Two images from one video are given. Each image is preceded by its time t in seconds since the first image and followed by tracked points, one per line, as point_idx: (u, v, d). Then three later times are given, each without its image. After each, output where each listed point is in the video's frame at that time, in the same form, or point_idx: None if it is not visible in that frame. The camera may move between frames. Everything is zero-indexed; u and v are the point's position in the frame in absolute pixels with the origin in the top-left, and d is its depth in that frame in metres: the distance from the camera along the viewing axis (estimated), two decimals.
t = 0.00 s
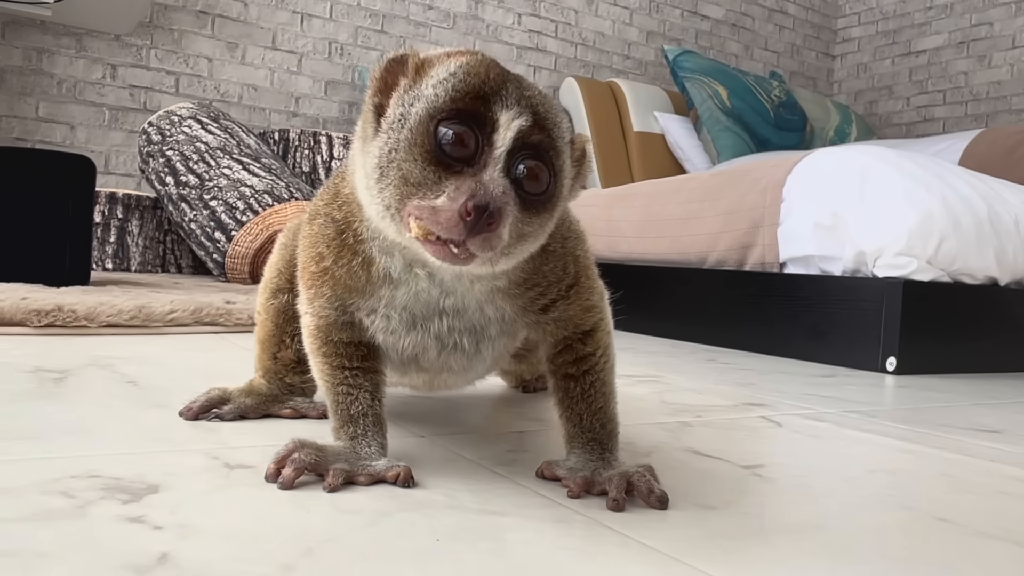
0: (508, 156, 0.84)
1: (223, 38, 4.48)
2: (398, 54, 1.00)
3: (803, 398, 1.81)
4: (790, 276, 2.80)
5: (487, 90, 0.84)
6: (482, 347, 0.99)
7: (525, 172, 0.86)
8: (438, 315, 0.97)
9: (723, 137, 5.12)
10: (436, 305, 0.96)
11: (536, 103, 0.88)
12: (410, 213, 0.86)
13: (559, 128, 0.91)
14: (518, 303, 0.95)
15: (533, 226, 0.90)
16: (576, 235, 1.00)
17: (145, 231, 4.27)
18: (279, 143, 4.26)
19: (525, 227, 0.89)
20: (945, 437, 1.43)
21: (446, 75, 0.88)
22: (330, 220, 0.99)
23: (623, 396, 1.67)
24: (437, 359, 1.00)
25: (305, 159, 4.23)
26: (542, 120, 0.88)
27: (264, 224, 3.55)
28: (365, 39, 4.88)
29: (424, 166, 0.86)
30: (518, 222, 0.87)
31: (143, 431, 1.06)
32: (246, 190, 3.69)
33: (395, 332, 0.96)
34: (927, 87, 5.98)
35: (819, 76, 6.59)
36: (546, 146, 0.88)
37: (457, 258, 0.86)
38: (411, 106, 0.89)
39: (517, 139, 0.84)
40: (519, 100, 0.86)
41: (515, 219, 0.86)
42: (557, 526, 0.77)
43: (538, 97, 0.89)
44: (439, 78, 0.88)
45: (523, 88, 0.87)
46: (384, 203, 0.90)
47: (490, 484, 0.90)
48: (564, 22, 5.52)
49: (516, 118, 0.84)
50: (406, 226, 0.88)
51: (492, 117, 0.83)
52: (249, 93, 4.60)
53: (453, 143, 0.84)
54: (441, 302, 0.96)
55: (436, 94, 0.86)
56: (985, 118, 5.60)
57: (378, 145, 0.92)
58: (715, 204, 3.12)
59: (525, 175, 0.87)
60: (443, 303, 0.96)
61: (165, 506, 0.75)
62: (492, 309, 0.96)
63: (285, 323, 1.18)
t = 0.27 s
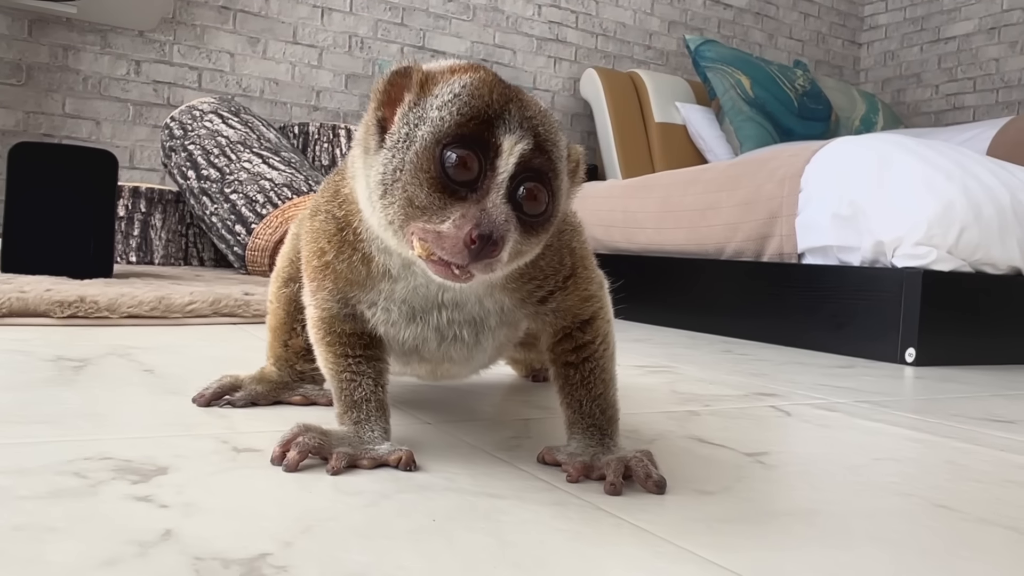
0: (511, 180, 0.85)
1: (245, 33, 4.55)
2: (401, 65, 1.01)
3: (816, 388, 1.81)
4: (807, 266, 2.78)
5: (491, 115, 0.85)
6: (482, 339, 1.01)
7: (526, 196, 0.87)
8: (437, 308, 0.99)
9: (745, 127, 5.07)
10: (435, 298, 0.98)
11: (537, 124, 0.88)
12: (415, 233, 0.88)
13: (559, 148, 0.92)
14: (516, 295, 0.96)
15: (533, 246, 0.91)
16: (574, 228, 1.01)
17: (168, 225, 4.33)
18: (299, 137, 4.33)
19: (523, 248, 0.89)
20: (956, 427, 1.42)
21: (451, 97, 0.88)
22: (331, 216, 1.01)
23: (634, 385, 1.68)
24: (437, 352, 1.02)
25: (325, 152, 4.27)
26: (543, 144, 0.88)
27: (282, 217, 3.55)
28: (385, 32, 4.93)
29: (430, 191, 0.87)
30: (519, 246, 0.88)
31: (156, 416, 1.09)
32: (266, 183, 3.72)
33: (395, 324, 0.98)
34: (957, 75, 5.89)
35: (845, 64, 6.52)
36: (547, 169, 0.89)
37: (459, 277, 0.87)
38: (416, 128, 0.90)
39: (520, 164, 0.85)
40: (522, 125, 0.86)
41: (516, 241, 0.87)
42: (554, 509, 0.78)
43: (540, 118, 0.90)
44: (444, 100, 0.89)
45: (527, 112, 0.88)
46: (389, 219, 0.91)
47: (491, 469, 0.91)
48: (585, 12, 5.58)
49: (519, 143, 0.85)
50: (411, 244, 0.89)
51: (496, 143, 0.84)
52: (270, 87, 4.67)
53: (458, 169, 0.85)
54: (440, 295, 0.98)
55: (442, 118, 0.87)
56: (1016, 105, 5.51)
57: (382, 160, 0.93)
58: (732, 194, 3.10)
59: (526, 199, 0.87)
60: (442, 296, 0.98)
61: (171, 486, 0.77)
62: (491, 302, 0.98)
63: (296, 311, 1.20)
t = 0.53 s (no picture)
0: (514, 185, 0.84)
1: (273, 29, 4.71)
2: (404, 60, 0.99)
3: (832, 376, 1.80)
4: (830, 255, 2.75)
5: (494, 120, 0.84)
6: (483, 325, 1.02)
7: (527, 201, 0.86)
8: (437, 295, 1.00)
9: (773, 116, 5.04)
10: (433, 286, 0.99)
11: (539, 127, 0.87)
12: (419, 237, 0.88)
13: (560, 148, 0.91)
14: (515, 284, 0.97)
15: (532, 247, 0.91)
16: (572, 214, 1.01)
17: (196, 218, 4.39)
18: (325, 131, 4.44)
19: (522, 251, 0.89)
20: (971, 414, 1.40)
21: (455, 100, 0.87)
22: (331, 206, 1.02)
23: (646, 372, 1.68)
24: (438, 339, 1.03)
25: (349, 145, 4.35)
26: (545, 148, 0.87)
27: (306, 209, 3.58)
28: (411, 26, 5.08)
29: (434, 195, 0.86)
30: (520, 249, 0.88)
31: (169, 401, 1.12)
32: (291, 177, 3.76)
33: (395, 311, 1.00)
34: (991, 60, 5.78)
35: (877, 51, 6.44)
36: (550, 174, 0.88)
37: (460, 280, 0.87)
38: (421, 130, 0.89)
39: (523, 169, 0.84)
40: (525, 128, 0.85)
41: (518, 245, 0.87)
42: (547, 490, 0.79)
43: (542, 121, 0.88)
44: (448, 102, 0.87)
45: (531, 115, 0.86)
46: (393, 220, 0.91)
47: (491, 451, 0.92)
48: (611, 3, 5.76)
49: (522, 147, 0.84)
50: (414, 246, 0.89)
51: (499, 148, 0.83)
52: (298, 82, 4.83)
53: (462, 174, 0.84)
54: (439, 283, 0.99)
55: (445, 121, 0.86)
56: None
57: (385, 160, 0.92)
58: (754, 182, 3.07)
59: (528, 203, 0.87)
60: (441, 285, 0.99)
61: (175, 465, 0.79)
62: (491, 290, 0.98)
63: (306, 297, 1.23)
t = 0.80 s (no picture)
0: (516, 179, 0.85)
1: (289, 27, 4.79)
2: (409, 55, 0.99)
3: (844, 364, 1.80)
4: (844, 245, 2.73)
5: (496, 116, 0.84)
6: (486, 309, 1.03)
7: (528, 196, 0.87)
8: (439, 280, 1.01)
9: (791, 109, 5.04)
10: (435, 272, 1.01)
11: (540, 122, 0.88)
12: (423, 231, 0.89)
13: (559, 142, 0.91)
14: (516, 270, 0.98)
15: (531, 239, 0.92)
16: (573, 200, 1.02)
17: (214, 215, 4.44)
18: (340, 126, 4.48)
19: (523, 242, 0.90)
20: (982, 400, 1.40)
21: (459, 94, 0.87)
22: (335, 193, 1.04)
23: (656, 361, 1.69)
24: (441, 324, 1.05)
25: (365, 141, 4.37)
26: (545, 142, 0.88)
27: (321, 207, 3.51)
28: (427, 22, 5.15)
29: (436, 189, 0.86)
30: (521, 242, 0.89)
31: (183, 385, 1.15)
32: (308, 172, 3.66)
33: (398, 296, 1.02)
34: (1015, 50, 5.70)
35: (898, 42, 6.39)
36: (550, 168, 0.88)
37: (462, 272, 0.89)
38: (425, 124, 0.89)
39: (524, 163, 0.85)
40: (526, 123, 0.86)
41: (518, 238, 0.88)
42: (547, 468, 0.80)
43: (543, 116, 0.89)
44: (452, 97, 0.87)
45: (531, 110, 0.87)
46: (397, 211, 0.92)
47: (495, 432, 0.94)
48: None
49: (522, 142, 0.85)
50: (417, 238, 0.90)
51: (501, 143, 0.84)
52: (315, 80, 4.91)
53: (465, 169, 0.84)
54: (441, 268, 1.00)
55: (449, 116, 0.86)
56: None
57: (389, 152, 0.93)
58: (768, 173, 3.05)
59: (528, 197, 0.87)
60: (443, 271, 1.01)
61: (185, 442, 0.82)
62: (493, 277, 0.99)
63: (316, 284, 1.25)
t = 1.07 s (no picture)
0: (514, 204, 0.85)
1: (309, 19, 4.88)
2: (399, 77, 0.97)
3: (848, 356, 1.79)
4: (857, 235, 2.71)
5: (493, 141, 0.84)
6: (473, 308, 1.04)
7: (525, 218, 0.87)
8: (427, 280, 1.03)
9: (813, 95, 4.95)
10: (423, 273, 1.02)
11: (533, 144, 0.89)
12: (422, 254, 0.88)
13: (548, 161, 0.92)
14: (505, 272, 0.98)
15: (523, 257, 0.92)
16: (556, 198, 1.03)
17: (233, 208, 4.49)
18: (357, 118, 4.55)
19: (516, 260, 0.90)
20: (981, 392, 1.39)
21: (456, 119, 0.86)
22: (321, 198, 1.05)
23: (658, 353, 1.70)
24: (431, 325, 1.07)
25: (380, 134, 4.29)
26: (538, 164, 0.88)
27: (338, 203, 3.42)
28: (444, 13, 5.22)
29: (435, 214, 0.85)
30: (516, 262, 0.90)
31: (183, 380, 1.17)
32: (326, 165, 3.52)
33: (386, 297, 1.03)
34: None
35: (923, 26, 6.30)
36: (544, 190, 0.89)
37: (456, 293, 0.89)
38: (421, 147, 0.88)
39: (522, 187, 0.85)
40: (521, 147, 0.86)
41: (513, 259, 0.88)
42: (528, 464, 0.81)
43: (534, 139, 0.89)
44: (449, 121, 0.87)
45: (525, 133, 0.87)
46: (394, 236, 0.91)
47: (482, 429, 0.95)
48: None
49: (519, 166, 0.85)
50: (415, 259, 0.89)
51: (500, 168, 0.84)
52: (335, 72, 5.00)
53: (465, 195, 0.83)
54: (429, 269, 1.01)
55: (448, 141, 0.86)
56: None
57: (383, 172, 0.92)
58: (781, 162, 3.01)
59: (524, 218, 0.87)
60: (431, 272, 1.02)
61: (176, 440, 0.84)
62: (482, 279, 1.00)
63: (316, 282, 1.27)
